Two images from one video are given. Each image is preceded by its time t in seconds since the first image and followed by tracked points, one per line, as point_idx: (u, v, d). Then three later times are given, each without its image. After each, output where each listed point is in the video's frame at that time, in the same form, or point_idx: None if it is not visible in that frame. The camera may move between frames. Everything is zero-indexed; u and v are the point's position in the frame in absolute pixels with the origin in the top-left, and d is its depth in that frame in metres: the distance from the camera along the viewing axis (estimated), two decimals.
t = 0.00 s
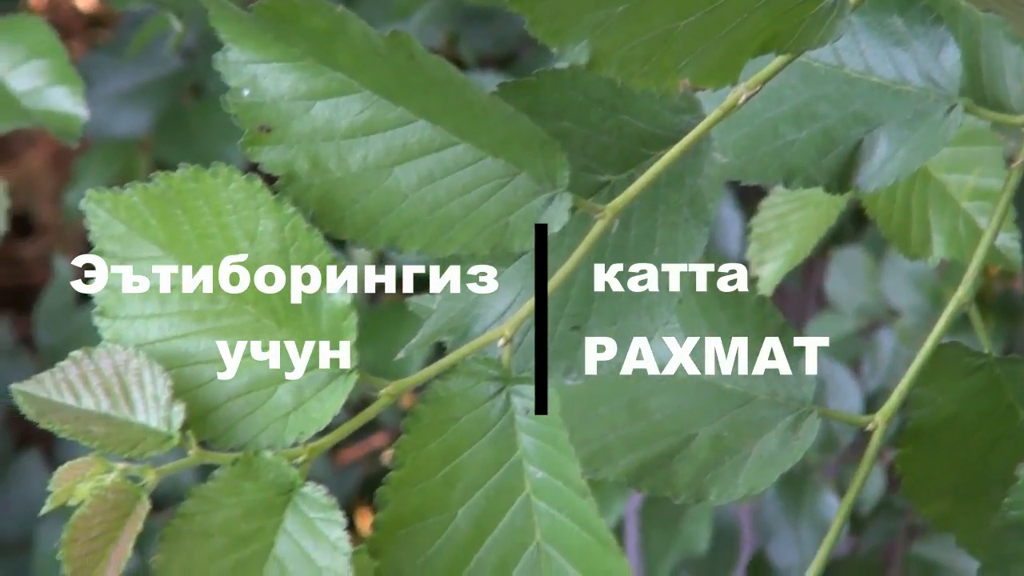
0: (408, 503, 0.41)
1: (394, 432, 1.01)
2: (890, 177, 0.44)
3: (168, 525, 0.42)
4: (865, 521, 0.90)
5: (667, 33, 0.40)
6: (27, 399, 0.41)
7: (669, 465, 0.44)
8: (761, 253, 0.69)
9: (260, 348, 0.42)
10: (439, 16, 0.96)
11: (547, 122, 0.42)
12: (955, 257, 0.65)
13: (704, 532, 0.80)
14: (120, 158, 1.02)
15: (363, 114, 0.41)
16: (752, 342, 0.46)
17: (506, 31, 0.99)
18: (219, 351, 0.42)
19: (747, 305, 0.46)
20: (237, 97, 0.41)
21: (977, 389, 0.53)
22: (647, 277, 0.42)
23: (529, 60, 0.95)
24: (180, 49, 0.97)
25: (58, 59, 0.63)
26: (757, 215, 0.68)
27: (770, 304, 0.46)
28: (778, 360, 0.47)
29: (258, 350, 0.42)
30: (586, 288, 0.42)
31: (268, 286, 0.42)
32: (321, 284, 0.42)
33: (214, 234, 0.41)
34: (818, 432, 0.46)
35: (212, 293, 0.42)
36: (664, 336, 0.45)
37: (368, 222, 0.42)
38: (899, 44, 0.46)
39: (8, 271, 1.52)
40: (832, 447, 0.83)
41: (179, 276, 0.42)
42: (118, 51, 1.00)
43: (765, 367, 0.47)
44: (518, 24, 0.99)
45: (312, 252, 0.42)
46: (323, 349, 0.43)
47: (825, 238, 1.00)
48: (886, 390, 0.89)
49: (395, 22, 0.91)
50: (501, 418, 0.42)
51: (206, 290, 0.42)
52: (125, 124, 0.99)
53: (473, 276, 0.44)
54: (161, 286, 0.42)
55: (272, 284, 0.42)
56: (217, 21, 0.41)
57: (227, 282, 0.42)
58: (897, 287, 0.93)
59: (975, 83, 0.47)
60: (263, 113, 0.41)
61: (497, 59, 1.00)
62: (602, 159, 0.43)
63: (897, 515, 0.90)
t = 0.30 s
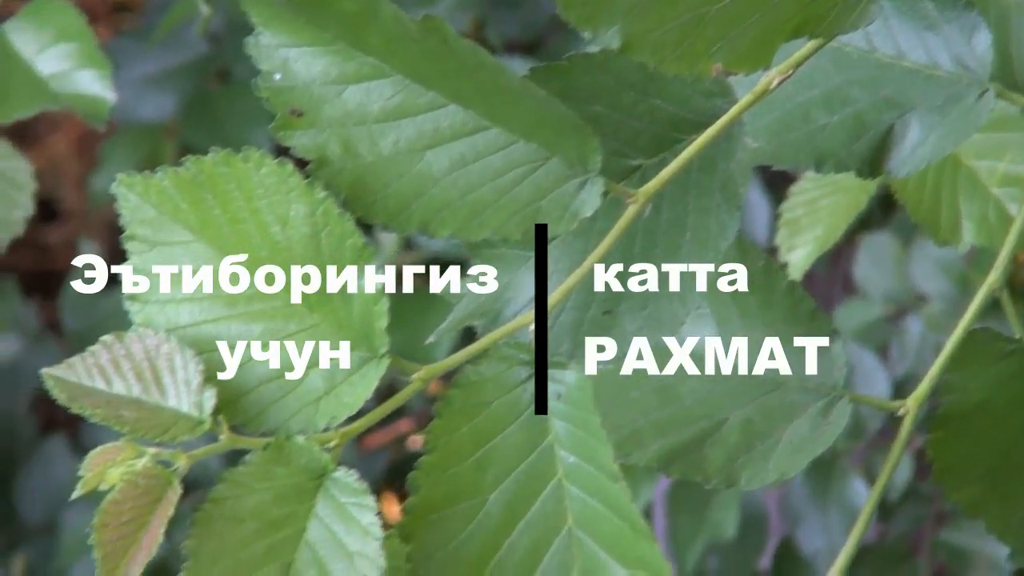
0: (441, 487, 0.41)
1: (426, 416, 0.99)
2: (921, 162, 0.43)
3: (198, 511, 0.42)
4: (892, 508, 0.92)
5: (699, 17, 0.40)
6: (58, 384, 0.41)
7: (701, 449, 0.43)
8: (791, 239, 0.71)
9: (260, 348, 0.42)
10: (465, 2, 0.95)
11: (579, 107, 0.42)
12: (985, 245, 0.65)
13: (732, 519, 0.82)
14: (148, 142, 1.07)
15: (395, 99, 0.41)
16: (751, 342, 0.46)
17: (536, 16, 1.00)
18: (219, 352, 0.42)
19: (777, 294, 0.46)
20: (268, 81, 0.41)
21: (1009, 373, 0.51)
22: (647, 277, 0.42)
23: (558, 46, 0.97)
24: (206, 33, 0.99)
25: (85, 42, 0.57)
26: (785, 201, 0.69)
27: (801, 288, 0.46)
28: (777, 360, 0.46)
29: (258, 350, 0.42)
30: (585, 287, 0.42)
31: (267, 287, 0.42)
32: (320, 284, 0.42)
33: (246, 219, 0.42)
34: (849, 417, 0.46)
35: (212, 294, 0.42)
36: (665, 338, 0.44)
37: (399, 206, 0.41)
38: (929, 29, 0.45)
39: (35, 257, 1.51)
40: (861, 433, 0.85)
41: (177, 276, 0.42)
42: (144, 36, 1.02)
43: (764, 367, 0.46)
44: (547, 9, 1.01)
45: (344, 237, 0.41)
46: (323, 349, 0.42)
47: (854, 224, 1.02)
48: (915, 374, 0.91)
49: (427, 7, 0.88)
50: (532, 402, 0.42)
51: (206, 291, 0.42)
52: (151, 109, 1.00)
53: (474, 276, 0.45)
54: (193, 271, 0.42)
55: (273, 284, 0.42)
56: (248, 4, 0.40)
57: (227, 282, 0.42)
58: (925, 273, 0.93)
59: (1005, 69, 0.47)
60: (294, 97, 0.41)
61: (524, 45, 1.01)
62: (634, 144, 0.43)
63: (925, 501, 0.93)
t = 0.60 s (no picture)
0: (480, 461, 0.41)
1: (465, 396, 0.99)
2: (962, 138, 0.45)
3: (234, 484, 0.42)
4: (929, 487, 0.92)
5: None
6: (96, 355, 0.41)
7: (739, 426, 0.47)
8: (830, 215, 0.68)
9: (260, 348, 0.42)
10: None
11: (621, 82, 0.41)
12: None
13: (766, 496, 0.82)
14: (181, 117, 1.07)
15: (436, 71, 0.41)
16: (749, 343, 0.50)
17: None
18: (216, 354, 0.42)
19: (816, 265, 0.49)
20: (308, 53, 0.41)
21: None
22: (647, 277, 0.42)
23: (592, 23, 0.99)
24: (240, 9, 1.00)
25: (121, 15, 0.54)
26: (825, 176, 0.67)
27: (841, 263, 0.50)
28: (777, 360, 0.49)
29: (258, 350, 0.42)
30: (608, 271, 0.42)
31: (268, 287, 0.42)
32: (320, 285, 0.42)
33: (285, 190, 0.41)
34: (888, 392, 0.49)
35: (212, 294, 0.42)
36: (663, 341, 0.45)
37: (439, 179, 0.41)
38: (970, 5, 0.46)
39: (65, 232, 1.45)
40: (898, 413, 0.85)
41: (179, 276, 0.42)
42: (178, 9, 1.01)
43: (764, 367, 0.49)
44: None
45: (383, 209, 0.41)
46: (323, 349, 0.42)
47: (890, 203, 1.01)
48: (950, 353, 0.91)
49: None
50: (570, 377, 0.42)
51: (206, 291, 0.42)
52: (183, 83, 1.02)
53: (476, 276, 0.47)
54: (230, 243, 0.42)
55: (272, 284, 0.42)
56: None
57: (227, 282, 0.42)
58: (962, 251, 0.93)
59: None
60: (335, 69, 0.41)
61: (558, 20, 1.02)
62: (675, 118, 0.43)
63: (959, 479, 0.93)
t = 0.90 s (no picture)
0: (504, 444, 0.41)
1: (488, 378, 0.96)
2: (987, 122, 0.46)
3: (257, 467, 0.41)
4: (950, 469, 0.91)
5: None
6: (120, 338, 0.41)
7: (764, 408, 0.49)
8: (851, 198, 0.66)
9: (260, 348, 0.41)
10: None
11: (645, 65, 0.41)
12: None
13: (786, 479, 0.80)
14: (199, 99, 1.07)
15: (460, 54, 0.41)
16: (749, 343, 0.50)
17: None
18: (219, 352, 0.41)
19: (841, 250, 0.50)
20: (333, 35, 0.41)
21: None
22: (647, 277, 0.42)
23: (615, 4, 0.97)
24: None
25: None
26: (846, 159, 0.65)
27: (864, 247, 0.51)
28: (777, 360, 0.49)
29: (258, 349, 0.41)
30: (634, 251, 0.41)
31: (267, 287, 0.42)
32: (321, 286, 0.42)
33: (309, 173, 0.41)
34: (911, 376, 0.51)
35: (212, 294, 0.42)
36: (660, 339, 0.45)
37: (462, 162, 0.41)
38: None
39: (89, 213, 1.50)
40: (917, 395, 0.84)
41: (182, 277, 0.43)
42: None
43: (764, 366, 0.49)
44: None
45: (407, 193, 0.41)
46: (322, 349, 0.42)
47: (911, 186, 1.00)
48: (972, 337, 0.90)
49: None
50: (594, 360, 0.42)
51: (206, 290, 0.42)
52: (206, 65, 1.00)
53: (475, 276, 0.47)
54: (255, 226, 0.42)
55: (272, 284, 0.42)
56: None
57: (227, 282, 0.42)
58: (984, 233, 0.92)
59: None
60: (360, 52, 0.41)
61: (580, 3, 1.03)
62: (699, 103, 0.43)
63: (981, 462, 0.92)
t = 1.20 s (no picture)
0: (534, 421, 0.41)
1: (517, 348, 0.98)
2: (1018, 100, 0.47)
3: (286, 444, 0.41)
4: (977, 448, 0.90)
5: None
6: (149, 313, 0.40)
7: (792, 387, 0.49)
8: (881, 175, 0.66)
9: (260, 348, 0.41)
10: None
11: (676, 42, 0.41)
12: None
13: (811, 455, 0.81)
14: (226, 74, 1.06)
15: (492, 30, 0.41)
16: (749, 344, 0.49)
17: None
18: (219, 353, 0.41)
19: (871, 228, 0.50)
20: (363, 11, 0.41)
21: None
22: (647, 277, 0.42)
23: None
24: None
25: None
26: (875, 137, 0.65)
27: (894, 225, 0.51)
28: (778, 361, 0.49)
29: (258, 350, 0.41)
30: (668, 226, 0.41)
31: (267, 286, 0.41)
32: (320, 285, 0.42)
33: (340, 149, 0.41)
34: (941, 354, 0.51)
35: (211, 294, 0.41)
36: (664, 337, 0.42)
37: (493, 139, 0.41)
38: None
39: (111, 187, 1.43)
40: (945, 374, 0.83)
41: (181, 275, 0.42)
42: None
43: (765, 366, 0.49)
44: None
45: (437, 168, 0.41)
46: (323, 349, 0.41)
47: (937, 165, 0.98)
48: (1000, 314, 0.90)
49: None
50: (625, 338, 0.42)
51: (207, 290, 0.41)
52: (230, 38, 0.99)
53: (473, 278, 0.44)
54: (285, 201, 0.42)
55: (272, 284, 0.41)
56: None
57: (227, 282, 0.41)
58: (1014, 211, 0.91)
59: None
60: (390, 28, 0.41)
61: None
62: (731, 81, 0.43)
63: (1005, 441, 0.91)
